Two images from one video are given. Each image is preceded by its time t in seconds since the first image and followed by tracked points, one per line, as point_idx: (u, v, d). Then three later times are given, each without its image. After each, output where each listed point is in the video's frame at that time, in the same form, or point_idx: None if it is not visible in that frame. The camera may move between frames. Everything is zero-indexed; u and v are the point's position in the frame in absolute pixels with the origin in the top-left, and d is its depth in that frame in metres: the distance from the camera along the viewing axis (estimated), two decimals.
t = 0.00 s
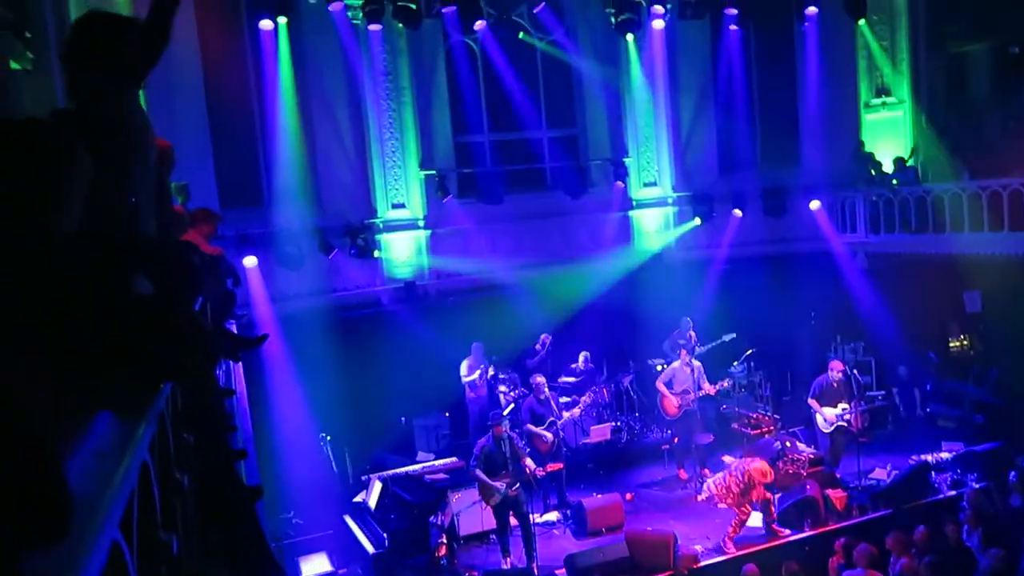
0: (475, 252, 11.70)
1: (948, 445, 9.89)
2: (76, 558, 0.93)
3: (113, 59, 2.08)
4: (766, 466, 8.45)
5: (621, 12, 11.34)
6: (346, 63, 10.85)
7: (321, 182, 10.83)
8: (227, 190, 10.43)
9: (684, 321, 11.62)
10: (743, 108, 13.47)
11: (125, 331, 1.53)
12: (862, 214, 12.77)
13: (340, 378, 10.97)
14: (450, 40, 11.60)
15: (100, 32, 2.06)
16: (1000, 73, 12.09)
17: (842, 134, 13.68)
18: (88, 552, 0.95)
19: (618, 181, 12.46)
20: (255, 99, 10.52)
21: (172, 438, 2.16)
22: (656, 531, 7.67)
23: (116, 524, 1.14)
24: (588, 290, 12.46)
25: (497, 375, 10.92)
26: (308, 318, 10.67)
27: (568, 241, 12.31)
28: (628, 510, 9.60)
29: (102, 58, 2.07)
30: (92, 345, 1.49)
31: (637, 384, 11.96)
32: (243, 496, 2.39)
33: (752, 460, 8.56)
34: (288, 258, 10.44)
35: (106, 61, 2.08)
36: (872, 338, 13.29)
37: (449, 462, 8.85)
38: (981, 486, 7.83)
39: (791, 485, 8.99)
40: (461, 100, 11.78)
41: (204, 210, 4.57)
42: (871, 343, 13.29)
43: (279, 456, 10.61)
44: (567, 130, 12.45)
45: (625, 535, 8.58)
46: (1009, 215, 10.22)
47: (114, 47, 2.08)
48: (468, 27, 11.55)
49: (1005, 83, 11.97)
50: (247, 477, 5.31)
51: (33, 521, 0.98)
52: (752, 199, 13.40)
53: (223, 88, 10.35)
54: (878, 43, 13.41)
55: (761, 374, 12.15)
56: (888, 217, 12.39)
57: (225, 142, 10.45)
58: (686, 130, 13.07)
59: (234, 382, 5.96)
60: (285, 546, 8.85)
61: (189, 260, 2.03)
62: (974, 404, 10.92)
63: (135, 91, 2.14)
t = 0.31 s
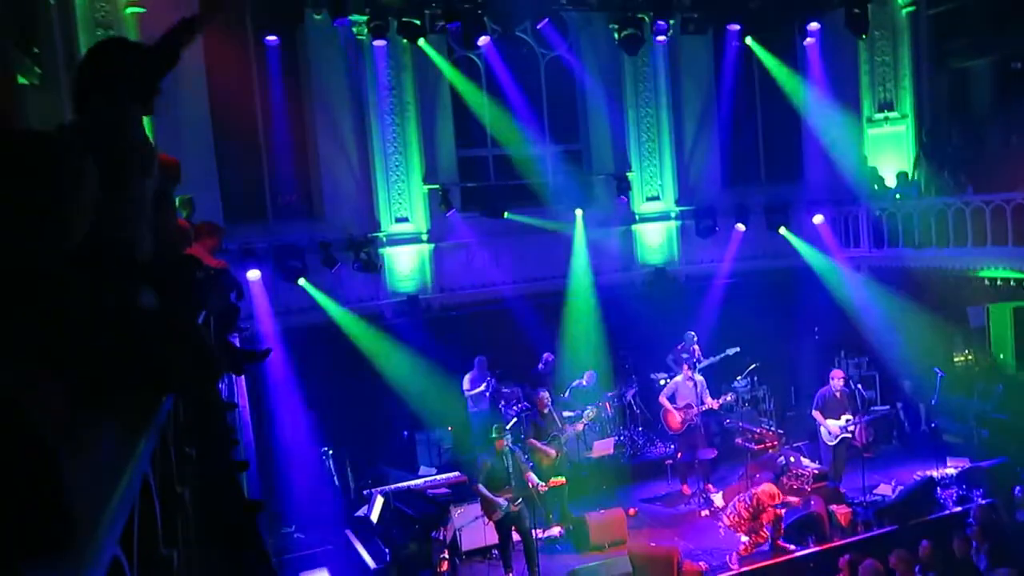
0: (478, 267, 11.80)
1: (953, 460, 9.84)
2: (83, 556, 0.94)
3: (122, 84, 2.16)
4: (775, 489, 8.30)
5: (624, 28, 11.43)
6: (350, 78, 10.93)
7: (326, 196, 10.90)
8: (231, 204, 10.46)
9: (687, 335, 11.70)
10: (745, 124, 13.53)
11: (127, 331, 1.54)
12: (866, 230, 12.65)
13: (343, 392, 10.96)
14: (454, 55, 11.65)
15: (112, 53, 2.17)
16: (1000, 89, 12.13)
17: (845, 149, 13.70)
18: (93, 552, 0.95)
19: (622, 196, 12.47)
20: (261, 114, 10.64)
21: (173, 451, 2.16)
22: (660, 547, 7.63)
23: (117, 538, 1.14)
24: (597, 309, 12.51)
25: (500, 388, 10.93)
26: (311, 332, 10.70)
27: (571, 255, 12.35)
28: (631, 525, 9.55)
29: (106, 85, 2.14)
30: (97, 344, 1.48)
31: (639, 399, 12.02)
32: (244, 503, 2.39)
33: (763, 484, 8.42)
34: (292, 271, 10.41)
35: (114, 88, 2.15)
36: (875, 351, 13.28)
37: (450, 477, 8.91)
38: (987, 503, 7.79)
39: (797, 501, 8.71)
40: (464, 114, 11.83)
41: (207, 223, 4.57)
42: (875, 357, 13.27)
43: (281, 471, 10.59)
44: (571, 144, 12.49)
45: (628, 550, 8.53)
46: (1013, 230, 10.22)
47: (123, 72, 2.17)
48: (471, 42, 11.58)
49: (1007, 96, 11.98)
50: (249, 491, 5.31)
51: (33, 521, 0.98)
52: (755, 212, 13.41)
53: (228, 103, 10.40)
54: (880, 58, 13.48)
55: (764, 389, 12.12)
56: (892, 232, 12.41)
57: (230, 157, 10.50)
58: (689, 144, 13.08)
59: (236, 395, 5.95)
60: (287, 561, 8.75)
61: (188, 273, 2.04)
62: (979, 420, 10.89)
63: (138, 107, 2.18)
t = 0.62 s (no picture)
0: (478, 275, 11.76)
1: (954, 466, 9.86)
2: (84, 557, 0.96)
3: (142, 76, 2.09)
4: (770, 491, 8.38)
5: (623, 36, 11.47)
6: (350, 86, 10.97)
7: (326, 204, 10.96)
8: (232, 212, 10.48)
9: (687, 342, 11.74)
10: (745, 131, 13.56)
11: (127, 331, 1.54)
12: (865, 233, 12.89)
13: (343, 400, 10.96)
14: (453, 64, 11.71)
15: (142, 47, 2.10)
16: (1000, 96, 11.99)
17: (844, 156, 13.74)
18: (93, 555, 0.97)
19: (620, 203, 12.52)
20: (261, 123, 10.65)
21: (173, 458, 2.17)
22: (660, 554, 7.60)
23: (116, 543, 1.14)
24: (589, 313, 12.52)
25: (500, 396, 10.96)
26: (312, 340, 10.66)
27: (571, 261, 12.32)
28: (632, 532, 9.55)
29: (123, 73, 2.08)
30: (96, 345, 1.49)
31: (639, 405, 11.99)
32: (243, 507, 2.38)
33: (757, 488, 8.50)
34: (295, 280, 10.45)
35: (131, 76, 2.09)
36: (876, 359, 13.30)
37: (451, 484, 8.88)
38: (988, 509, 7.77)
39: (799, 508, 8.68)
40: (464, 121, 11.85)
41: (208, 231, 4.59)
42: (875, 363, 13.26)
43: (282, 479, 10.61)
44: (571, 152, 12.53)
45: (628, 557, 8.51)
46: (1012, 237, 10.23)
47: (145, 64, 2.10)
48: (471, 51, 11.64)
49: (1007, 103, 11.83)
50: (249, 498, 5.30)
51: (33, 522, 1.00)
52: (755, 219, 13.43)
53: (229, 112, 10.43)
54: (879, 66, 13.54)
55: (765, 396, 12.12)
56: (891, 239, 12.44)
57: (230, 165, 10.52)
58: (688, 151, 13.12)
59: (237, 402, 5.96)
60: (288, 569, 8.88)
61: (194, 280, 2.05)
62: (980, 426, 10.88)
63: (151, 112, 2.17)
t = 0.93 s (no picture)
0: (476, 269, 11.77)
1: (952, 456, 9.90)
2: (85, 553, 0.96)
3: (135, 71, 2.12)
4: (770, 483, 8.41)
5: (621, 30, 11.45)
6: (347, 81, 10.96)
7: (324, 200, 10.97)
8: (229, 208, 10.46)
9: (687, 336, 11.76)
10: (742, 125, 13.56)
11: (126, 332, 1.58)
12: (863, 227, 12.82)
13: (343, 396, 10.97)
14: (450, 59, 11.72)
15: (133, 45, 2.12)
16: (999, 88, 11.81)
17: (841, 148, 13.75)
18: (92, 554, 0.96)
19: (619, 197, 12.55)
20: (257, 116, 10.57)
21: (171, 454, 2.19)
22: (660, 547, 7.62)
23: (114, 540, 1.13)
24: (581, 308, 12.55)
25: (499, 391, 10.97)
26: (310, 334, 10.54)
27: (570, 255, 12.33)
28: (632, 525, 9.57)
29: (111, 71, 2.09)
30: (97, 345, 1.51)
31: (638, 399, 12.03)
32: (241, 502, 2.42)
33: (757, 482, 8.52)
34: (291, 275, 10.36)
35: (120, 71, 2.10)
36: (874, 351, 13.34)
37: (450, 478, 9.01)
38: (988, 499, 7.80)
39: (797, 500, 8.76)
40: (461, 116, 11.84)
41: (205, 227, 4.58)
42: (873, 356, 13.30)
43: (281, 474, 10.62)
44: (568, 146, 12.52)
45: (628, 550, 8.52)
46: (1010, 228, 10.24)
47: (137, 60, 2.14)
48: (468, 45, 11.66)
49: (1004, 94, 11.71)
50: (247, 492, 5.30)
51: (31, 521, 0.99)
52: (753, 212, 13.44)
53: (226, 108, 10.40)
54: (876, 58, 13.54)
55: (763, 388, 12.14)
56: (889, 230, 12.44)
57: (227, 160, 10.48)
58: (686, 144, 13.12)
59: (235, 399, 5.95)
60: (289, 565, 8.89)
61: (189, 276, 2.07)
62: (978, 417, 10.92)
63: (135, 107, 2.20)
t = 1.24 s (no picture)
0: (474, 257, 11.79)
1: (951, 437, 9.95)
2: (82, 552, 0.96)
3: (125, 71, 2.13)
4: (772, 467, 8.39)
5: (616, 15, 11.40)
6: (342, 69, 10.89)
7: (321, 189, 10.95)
8: (226, 199, 10.44)
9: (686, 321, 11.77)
10: (738, 109, 13.51)
11: (127, 332, 1.58)
12: (861, 210, 12.79)
13: (344, 386, 10.94)
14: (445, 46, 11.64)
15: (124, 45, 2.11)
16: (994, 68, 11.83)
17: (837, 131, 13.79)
18: (90, 550, 0.96)
19: (616, 182, 12.60)
20: (252, 107, 10.56)
21: (173, 447, 2.19)
22: (661, 530, 7.65)
23: (118, 529, 1.14)
24: (580, 296, 12.51)
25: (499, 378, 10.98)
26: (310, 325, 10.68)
27: (568, 241, 12.41)
28: (633, 509, 9.62)
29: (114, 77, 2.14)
30: (96, 345, 1.51)
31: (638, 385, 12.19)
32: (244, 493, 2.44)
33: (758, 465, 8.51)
34: (286, 264, 10.48)
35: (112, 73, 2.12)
36: (872, 334, 13.39)
37: (451, 466, 9.09)
38: (987, 479, 7.83)
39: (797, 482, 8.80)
40: (457, 104, 11.81)
41: (202, 218, 4.58)
42: (872, 338, 13.34)
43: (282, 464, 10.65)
44: (565, 132, 12.49)
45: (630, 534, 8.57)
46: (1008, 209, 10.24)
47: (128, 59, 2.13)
48: (463, 31, 11.60)
49: (1005, 75, 11.67)
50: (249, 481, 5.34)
51: (33, 520, 0.99)
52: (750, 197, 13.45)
53: (220, 98, 10.36)
54: (874, 40, 13.47)
55: (762, 371, 12.17)
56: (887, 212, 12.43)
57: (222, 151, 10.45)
58: (683, 128, 13.09)
59: (235, 389, 5.96)
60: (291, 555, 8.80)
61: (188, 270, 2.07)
62: (976, 397, 10.96)
63: (134, 106, 2.21)
